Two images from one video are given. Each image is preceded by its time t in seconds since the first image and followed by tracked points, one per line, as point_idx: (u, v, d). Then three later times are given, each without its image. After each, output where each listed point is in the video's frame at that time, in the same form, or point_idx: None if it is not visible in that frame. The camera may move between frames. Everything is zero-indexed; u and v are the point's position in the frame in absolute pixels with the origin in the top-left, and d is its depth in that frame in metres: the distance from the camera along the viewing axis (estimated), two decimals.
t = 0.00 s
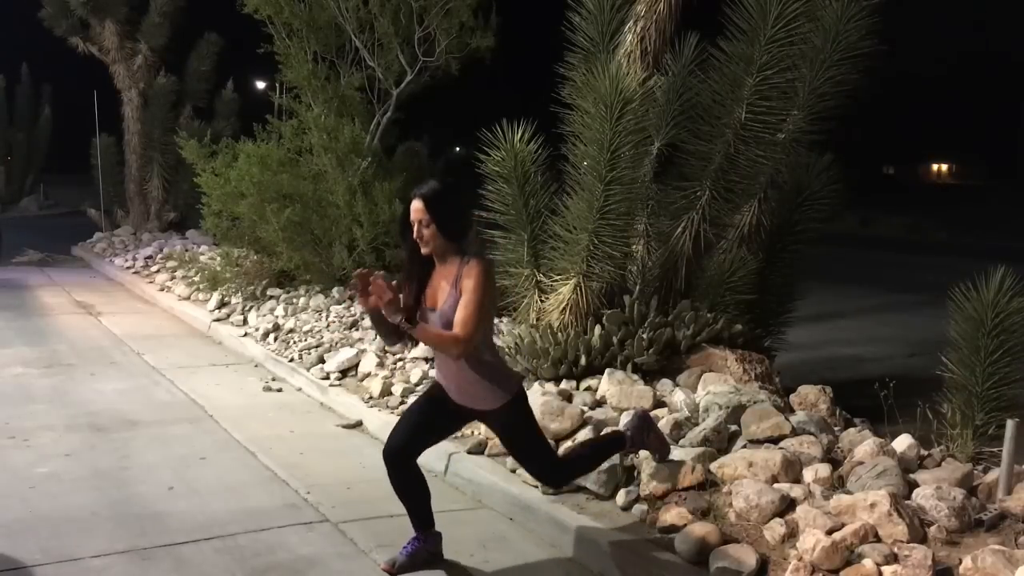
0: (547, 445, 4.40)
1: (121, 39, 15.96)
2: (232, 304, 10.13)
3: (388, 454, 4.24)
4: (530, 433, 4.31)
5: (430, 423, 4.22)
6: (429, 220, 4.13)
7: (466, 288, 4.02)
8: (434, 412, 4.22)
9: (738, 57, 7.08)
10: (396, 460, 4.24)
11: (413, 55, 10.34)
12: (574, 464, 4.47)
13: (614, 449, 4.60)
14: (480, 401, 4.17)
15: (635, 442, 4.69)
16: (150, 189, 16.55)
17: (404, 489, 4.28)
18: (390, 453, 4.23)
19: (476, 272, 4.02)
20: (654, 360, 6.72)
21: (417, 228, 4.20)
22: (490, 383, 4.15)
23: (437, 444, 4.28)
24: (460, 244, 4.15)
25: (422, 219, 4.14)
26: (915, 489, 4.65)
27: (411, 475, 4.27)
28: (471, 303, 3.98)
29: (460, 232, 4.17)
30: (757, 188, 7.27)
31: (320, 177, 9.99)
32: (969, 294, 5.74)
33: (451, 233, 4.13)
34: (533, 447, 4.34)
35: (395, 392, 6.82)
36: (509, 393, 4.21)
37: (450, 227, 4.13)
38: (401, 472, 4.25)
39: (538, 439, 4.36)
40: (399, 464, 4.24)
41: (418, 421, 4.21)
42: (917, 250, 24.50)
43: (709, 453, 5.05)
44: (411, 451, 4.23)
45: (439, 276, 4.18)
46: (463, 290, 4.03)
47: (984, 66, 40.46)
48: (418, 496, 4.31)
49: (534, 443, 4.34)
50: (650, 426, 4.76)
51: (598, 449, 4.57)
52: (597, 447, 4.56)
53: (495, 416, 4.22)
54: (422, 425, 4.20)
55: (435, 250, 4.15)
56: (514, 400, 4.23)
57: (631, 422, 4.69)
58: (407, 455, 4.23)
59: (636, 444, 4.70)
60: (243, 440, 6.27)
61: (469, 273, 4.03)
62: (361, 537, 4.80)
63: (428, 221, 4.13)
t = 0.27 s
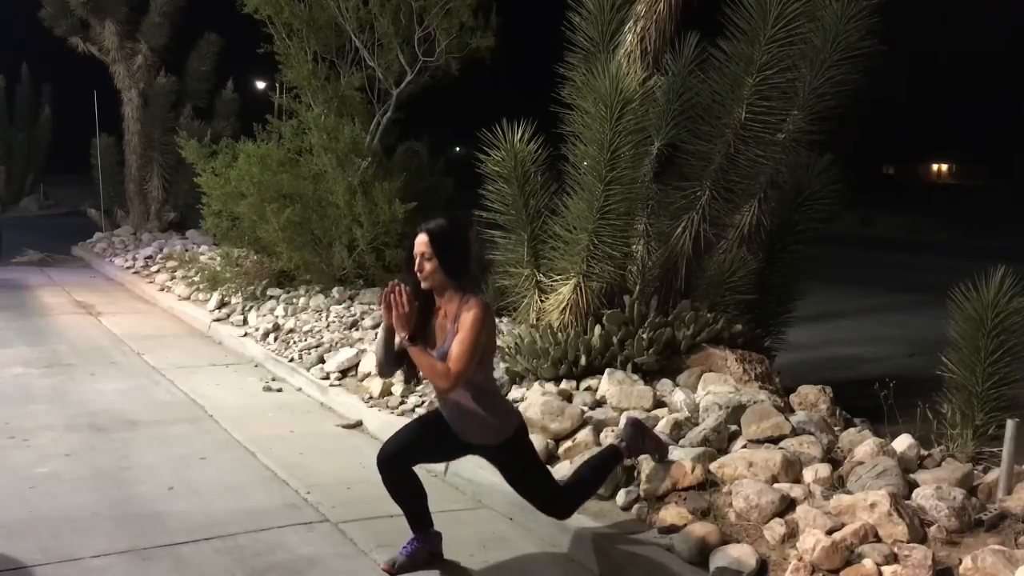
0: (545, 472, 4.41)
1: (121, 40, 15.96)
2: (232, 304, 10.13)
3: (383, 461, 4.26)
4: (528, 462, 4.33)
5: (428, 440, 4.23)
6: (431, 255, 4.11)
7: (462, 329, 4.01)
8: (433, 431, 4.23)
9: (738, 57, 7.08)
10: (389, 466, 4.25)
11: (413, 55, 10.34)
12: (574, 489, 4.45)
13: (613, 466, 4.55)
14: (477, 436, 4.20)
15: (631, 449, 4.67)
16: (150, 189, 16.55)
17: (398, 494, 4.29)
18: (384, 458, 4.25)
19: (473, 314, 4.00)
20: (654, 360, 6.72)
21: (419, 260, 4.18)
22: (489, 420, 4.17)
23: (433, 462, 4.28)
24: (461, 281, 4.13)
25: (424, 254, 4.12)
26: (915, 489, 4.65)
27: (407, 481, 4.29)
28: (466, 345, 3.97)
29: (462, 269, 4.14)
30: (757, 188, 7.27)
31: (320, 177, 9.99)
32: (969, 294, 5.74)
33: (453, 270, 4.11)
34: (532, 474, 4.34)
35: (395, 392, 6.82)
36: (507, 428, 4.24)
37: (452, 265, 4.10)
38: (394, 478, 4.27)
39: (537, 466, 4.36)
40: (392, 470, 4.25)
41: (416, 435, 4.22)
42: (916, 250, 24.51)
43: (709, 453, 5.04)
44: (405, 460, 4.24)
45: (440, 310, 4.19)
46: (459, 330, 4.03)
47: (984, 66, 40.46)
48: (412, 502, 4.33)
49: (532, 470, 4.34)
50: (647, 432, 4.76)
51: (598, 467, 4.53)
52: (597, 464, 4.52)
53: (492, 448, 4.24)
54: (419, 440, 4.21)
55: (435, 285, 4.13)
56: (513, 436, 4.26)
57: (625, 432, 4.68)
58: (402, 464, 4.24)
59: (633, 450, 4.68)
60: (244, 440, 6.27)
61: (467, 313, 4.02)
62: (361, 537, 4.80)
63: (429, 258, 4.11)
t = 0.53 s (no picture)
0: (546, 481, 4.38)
1: (121, 39, 15.96)
2: (232, 304, 10.13)
3: (380, 460, 4.27)
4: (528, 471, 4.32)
5: (425, 446, 4.27)
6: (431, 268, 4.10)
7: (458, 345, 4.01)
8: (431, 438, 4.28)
9: (738, 58, 7.08)
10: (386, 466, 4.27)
11: (413, 55, 10.34)
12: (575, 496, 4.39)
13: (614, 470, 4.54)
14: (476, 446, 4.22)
15: (632, 453, 4.67)
16: (150, 189, 16.55)
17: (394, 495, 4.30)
18: (380, 462, 4.27)
19: (470, 331, 4.00)
20: (654, 360, 6.72)
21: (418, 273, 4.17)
22: (487, 433, 4.20)
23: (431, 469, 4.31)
24: (460, 295, 4.13)
25: (423, 268, 4.12)
26: (915, 489, 4.65)
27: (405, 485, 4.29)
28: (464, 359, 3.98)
29: (461, 283, 4.13)
30: (757, 187, 7.27)
31: (320, 177, 9.99)
32: (969, 295, 5.74)
33: (452, 285, 4.10)
34: (532, 483, 4.32)
35: (395, 391, 6.82)
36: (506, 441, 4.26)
37: (451, 280, 4.09)
38: (390, 483, 4.27)
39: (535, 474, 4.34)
40: (389, 473, 4.26)
41: (414, 439, 4.26)
42: (916, 250, 24.51)
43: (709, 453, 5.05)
44: (402, 462, 4.26)
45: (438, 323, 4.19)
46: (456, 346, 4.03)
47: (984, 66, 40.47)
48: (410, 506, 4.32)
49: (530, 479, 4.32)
50: (646, 434, 4.74)
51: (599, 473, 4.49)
52: (597, 471, 4.48)
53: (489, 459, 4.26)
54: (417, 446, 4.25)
55: (432, 298, 4.12)
56: (512, 448, 4.28)
57: (625, 437, 4.68)
58: (399, 467, 4.26)
59: (633, 454, 4.67)
60: (243, 440, 6.27)
61: (464, 329, 4.02)
62: (361, 536, 4.80)
63: (428, 272, 4.10)
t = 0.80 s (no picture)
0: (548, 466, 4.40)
1: (121, 39, 15.96)
2: (232, 304, 10.13)
3: (383, 457, 4.23)
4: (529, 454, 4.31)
5: (426, 434, 4.22)
6: (432, 239, 4.09)
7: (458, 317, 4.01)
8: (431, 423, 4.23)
9: (738, 57, 7.08)
10: (390, 463, 4.23)
11: (413, 55, 10.34)
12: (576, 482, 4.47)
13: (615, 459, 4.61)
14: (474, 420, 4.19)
15: (634, 449, 4.69)
16: (150, 189, 16.55)
17: (399, 492, 4.27)
18: (383, 457, 4.22)
19: (470, 302, 4.00)
20: (654, 360, 6.72)
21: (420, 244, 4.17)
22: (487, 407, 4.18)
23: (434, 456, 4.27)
24: (460, 267, 4.13)
25: (424, 239, 4.11)
26: (915, 489, 4.65)
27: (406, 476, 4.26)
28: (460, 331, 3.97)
29: (462, 254, 4.13)
30: (757, 187, 7.27)
31: (320, 177, 9.99)
32: (969, 295, 5.74)
33: (452, 256, 4.10)
34: (533, 468, 4.33)
35: (395, 391, 6.82)
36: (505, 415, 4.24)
37: (451, 251, 4.09)
38: (394, 476, 4.24)
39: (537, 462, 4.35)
40: (393, 468, 4.23)
41: (416, 432, 4.20)
42: (916, 250, 24.50)
43: (708, 453, 5.05)
44: (406, 457, 4.23)
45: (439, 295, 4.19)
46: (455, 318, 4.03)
47: (984, 66, 40.47)
48: (413, 499, 4.30)
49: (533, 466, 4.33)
50: (649, 431, 4.77)
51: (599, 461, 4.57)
52: (598, 459, 4.56)
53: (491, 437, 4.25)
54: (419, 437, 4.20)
55: (434, 269, 4.12)
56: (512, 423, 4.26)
57: (628, 431, 4.70)
58: (402, 461, 4.22)
59: (635, 450, 4.70)
60: (244, 440, 6.27)
61: (464, 301, 4.02)
62: (361, 537, 4.80)
63: (429, 243, 4.10)
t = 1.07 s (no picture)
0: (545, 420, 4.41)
1: (121, 40, 15.96)
2: (232, 304, 10.13)
3: (394, 446, 4.20)
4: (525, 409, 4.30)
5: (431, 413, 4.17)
6: (437, 188, 4.11)
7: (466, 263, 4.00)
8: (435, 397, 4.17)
9: (738, 57, 7.08)
10: (402, 452, 4.20)
11: (413, 55, 10.34)
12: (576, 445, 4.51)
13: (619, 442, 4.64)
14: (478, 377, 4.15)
15: (637, 444, 4.68)
16: (150, 189, 16.55)
17: (412, 480, 4.25)
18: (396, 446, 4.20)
19: (478, 247, 3.99)
20: (654, 360, 6.72)
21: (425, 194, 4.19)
22: (491, 359, 4.14)
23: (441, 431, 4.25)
24: (464, 215, 4.14)
25: (429, 188, 4.14)
26: (915, 489, 4.65)
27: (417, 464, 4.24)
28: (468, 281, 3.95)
29: (465, 202, 4.15)
30: (757, 187, 7.27)
31: (320, 177, 9.99)
32: (969, 295, 5.74)
33: (457, 203, 4.12)
34: (532, 424, 4.35)
35: (395, 391, 6.82)
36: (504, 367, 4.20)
37: (457, 199, 4.12)
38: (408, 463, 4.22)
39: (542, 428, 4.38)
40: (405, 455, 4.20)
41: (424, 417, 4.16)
42: (916, 250, 24.50)
43: (708, 453, 5.05)
44: (416, 445, 4.20)
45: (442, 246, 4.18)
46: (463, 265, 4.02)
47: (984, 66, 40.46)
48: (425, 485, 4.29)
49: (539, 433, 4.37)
50: (653, 426, 4.76)
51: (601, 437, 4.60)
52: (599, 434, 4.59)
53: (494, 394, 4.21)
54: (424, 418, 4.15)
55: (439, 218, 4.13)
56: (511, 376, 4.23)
57: (631, 426, 4.69)
58: (412, 447, 4.18)
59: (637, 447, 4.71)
60: (244, 440, 6.27)
61: (471, 246, 4.02)
62: (361, 537, 4.80)
63: (435, 190, 4.12)
